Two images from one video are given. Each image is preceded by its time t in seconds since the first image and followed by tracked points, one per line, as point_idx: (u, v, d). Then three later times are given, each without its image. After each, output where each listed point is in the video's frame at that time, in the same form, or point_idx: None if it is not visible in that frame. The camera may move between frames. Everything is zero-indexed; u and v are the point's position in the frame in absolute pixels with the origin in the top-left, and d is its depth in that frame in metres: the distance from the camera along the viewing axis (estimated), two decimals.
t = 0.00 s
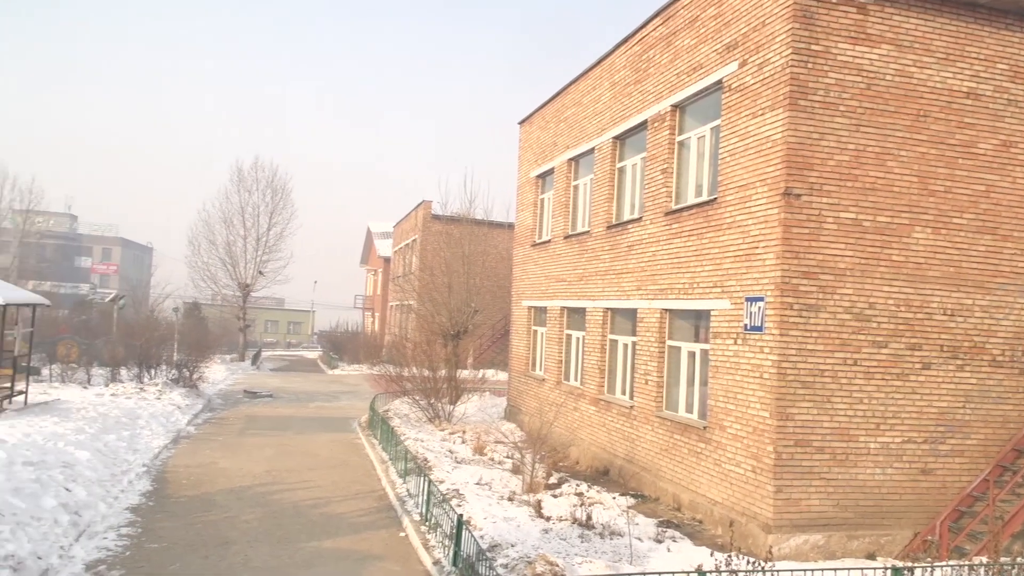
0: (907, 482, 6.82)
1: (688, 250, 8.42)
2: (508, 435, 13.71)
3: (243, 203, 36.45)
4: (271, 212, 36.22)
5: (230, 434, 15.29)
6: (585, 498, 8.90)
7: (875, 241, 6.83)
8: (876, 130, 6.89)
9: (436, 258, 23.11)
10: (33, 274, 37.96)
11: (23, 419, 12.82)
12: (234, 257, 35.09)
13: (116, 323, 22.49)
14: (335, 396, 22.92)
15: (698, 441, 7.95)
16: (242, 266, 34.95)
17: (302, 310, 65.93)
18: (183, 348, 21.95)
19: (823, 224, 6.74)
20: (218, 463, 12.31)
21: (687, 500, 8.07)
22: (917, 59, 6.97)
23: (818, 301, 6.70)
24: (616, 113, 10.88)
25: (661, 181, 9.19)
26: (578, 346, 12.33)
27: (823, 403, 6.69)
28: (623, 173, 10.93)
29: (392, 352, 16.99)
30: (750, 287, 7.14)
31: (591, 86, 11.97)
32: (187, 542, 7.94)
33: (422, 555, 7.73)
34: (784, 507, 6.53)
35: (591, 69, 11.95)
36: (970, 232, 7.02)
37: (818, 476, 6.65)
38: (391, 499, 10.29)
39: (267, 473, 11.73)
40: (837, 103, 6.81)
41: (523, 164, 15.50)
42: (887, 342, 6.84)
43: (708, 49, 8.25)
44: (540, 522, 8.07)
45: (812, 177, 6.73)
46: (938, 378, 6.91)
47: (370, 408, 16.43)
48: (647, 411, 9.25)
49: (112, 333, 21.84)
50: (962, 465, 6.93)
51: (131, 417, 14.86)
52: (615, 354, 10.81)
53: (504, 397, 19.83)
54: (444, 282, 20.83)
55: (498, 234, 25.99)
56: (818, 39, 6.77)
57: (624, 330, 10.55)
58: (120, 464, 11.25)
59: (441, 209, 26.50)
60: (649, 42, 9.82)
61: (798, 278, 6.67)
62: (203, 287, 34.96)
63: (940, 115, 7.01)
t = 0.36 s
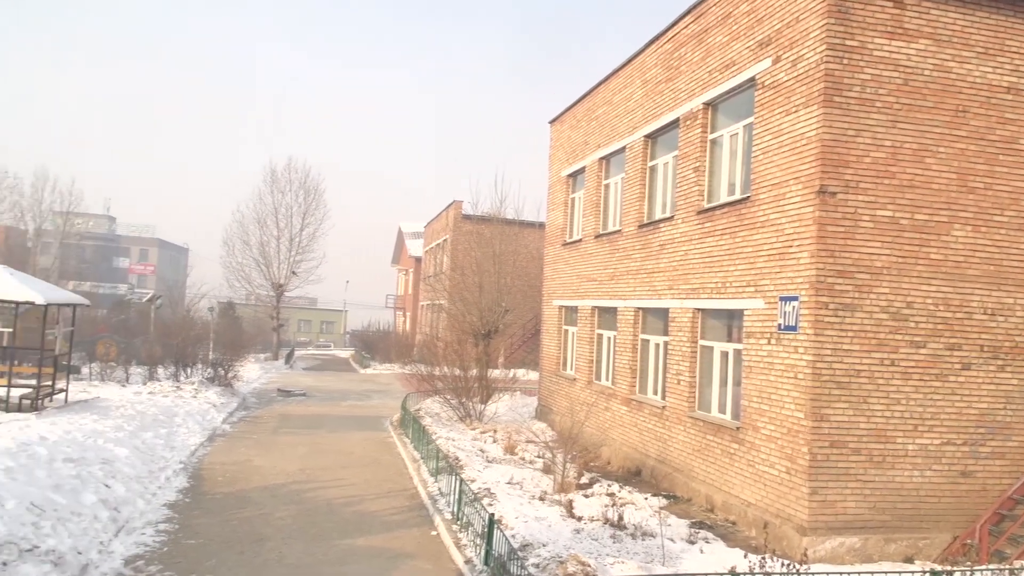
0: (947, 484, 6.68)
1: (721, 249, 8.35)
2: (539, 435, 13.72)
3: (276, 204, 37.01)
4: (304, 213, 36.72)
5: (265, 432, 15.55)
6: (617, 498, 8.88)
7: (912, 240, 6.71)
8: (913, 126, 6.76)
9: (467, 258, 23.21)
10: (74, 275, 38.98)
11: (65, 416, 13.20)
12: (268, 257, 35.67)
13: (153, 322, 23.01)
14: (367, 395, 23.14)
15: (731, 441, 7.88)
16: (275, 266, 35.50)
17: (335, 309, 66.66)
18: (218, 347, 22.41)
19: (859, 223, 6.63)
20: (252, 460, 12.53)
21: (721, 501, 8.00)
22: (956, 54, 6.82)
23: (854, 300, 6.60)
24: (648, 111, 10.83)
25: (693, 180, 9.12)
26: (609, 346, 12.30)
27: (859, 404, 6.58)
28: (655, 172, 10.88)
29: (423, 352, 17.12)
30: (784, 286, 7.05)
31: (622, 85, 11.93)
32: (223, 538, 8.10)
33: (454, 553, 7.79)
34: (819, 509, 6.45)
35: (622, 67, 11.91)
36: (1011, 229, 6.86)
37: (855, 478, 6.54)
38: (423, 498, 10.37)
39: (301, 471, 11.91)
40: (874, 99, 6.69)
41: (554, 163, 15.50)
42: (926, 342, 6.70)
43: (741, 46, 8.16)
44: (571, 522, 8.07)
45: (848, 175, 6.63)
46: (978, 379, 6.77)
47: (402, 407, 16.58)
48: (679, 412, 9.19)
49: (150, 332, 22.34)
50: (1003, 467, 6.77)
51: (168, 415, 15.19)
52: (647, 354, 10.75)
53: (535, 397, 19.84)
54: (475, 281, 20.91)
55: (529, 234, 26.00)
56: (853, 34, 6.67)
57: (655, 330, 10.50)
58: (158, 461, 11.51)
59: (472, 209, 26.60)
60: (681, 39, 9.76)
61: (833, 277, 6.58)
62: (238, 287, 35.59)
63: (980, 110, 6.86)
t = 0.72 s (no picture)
0: (993, 487, 6.52)
1: (758, 247, 8.25)
2: (575, 434, 13.71)
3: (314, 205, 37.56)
4: (340, 213, 37.20)
5: (302, 429, 15.81)
6: (653, 498, 8.84)
7: (957, 237, 6.55)
8: (958, 121, 6.60)
9: (502, 257, 23.28)
10: (118, 274, 40.02)
11: (110, 413, 13.59)
12: (306, 257, 36.22)
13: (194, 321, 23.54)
14: (403, 393, 23.36)
15: (770, 442, 7.79)
16: (313, 266, 36.03)
17: (371, 308, 67.32)
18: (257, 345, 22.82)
19: (901, 220, 6.50)
20: (291, 457, 12.76)
21: (759, 502, 7.92)
22: (1002, 47, 6.64)
23: (897, 299, 6.47)
24: (684, 109, 10.74)
25: (730, 177, 9.02)
26: (645, 345, 12.23)
27: (902, 405, 6.45)
28: (691, 170, 10.79)
29: (458, 350, 17.23)
30: (823, 285, 6.95)
31: (657, 82, 11.85)
32: (262, 534, 8.27)
33: (490, 552, 7.84)
34: (860, 511, 6.34)
35: (657, 64, 11.83)
36: None
37: (897, 480, 6.42)
38: (458, 496, 10.44)
39: (338, 468, 12.08)
40: (916, 94, 6.55)
41: (589, 161, 15.46)
42: (971, 341, 6.54)
43: (779, 42, 8.06)
44: (607, 521, 8.06)
45: (889, 171, 6.50)
46: None
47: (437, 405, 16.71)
48: (717, 411, 9.11)
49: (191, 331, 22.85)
50: None
51: (209, 412, 15.54)
52: (683, 353, 10.68)
53: (570, 396, 19.81)
54: (509, 280, 20.95)
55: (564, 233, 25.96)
56: (895, 28, 6.53)
57: (692, 329, 10.41)
58: (200, 457, 11.80)
59: (507, 208, 26.65)
60: (718, 36, 9.66)
61: (875, 275, 6.46)
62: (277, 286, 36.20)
63: None
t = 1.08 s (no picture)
0: None
1: (801, 245, 8.12)
2: (614, 434, 13.67)
3: (354, 205, 38.08)
4: (380, 213, 37.63)
5: (344, 427, 16.06)
6: (694, 499, 8.78)
7: (1008, 234, 6.38)
8: (1009, 115, 6.42)
9: (541, 256, 23.29)
10: (164, 274, 41.06)
11: (158, 410, 13.99)
12: (346, 256, 36.74)
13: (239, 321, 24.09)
14: (443, 392, 23.56)
15: (813, 443, 7.67)
16: (353, 266, 36.54)
17: (410, 308, 67.90)
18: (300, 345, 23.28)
19: (949, 216, 6.35)
20: (332, 455, 12.97)
21: (802, 504, 7.80)
22: None
23: (945, 298, 6.32)
24: (724, 105, 10.62)
25: (772, 174, 8.90)
26: (685, 344, 12.14)
27: (950, 406, 6.31)
28: (732, 167, 10.67)
29: (497, 350, 17.30)
30: (868, 283, 6.82)
31: (697, 79, 11.74)
32: (305, 530, 8.44)
33: (529, 551, 7.87)
34: (907, 514, 6.21)
35: (697, 60, 11.72)
36: None
37: (945, 482, 6.27)
38: (497, 494, 10.51)
39: (379, 466, 12.25)
40: (965, 87, 6.39)
41: (627, 160, 15.38)
42: (1023, 341, 6.37)
43: (822, 36, 7.92)
44: (647, 522, 8.04)
45: (937, 167, 6.34)
46: None
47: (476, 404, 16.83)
48: (758, 411, 9.00)
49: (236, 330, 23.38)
50: None
51: (253, 410, 15.88)
52: (724, 353, 10.57)
53: (609, 396, 19.74)
54: (548, 280, 20.96)
55: (602, 231, 25.87)
56: (942, 20, 6.38)
57: (733, 328, 10.30)
58: (244, 454, 12.09)
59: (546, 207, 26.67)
60: (759, 31, 9.53)
61: (922, 273, 6.31)
62: (318, 286, 36.80)
63: None
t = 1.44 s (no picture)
0: None
1: (854, 243, 7.95)
2: (661, 434, 13.57)
3: (401, 206, 38.56)
4: (426, 213, 38.02)
5: (392, 425, 16.30)
6: (744, 501, 8.66)
7: None
8: None
9: (587, 255, 23.25)
10: (217, 274, 42.20)
11: (212, 407, 14.41)
12: (393, 256, 37.25)
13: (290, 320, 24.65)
14: (489, 391, 23.70)
15: (868, 445, 7.49)
16: (400, 265, 37.03)
17: (456, 308, 68.40)
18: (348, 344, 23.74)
19: (1010, 213, 6.16)
20: (381, 453, 13.18)
21: (856, 507, 7.64)
22: None
23: (1006, 297, 6.15)
24: (774, 101, 10.45)
25: (823, 171, 8.72)
26: (734, 344, 11.98)
27: (1012, 408, 6.11)
28: (782, 164, 10.48)
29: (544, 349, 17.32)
30: (925, 282, 6.64)
31: (746, 75, 11.56)
32: (355, 527, 8.62)
33: (577, 551, 7.88)
34: (966, 518, 6.03)
35: (746, 56, 11.54)
36: None
37: (1006, 486, 6.08)
38: (544, 494, 10.54)
39: (427, 464, 12.41)
40: None
41: (674, 157, 15.24)
42: None
43: (875, 29, 7.74)
44: (696, 523, 7.97)
45: (997, 162, 6.15)
46: None
47: (523, 403, 16.91)
48: (810, 412, 8.83)
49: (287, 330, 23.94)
50: None
51: (303, 408, 16.24)
52: (774, 353, 10.40)
53: (656, 396, 19.60)
54: (593, 278, 20.91)
55: (649, 230, 25.68)
56: (1001, 11, 6.18)
57: (783, 328, 10.13)
58: (295, 452, 12.38)
59: (591, 206, 26.60)
60: (810, 25, 9.35)
61: (981, 272, 6.14)
62: (366, 285, 37.39)
63: None
